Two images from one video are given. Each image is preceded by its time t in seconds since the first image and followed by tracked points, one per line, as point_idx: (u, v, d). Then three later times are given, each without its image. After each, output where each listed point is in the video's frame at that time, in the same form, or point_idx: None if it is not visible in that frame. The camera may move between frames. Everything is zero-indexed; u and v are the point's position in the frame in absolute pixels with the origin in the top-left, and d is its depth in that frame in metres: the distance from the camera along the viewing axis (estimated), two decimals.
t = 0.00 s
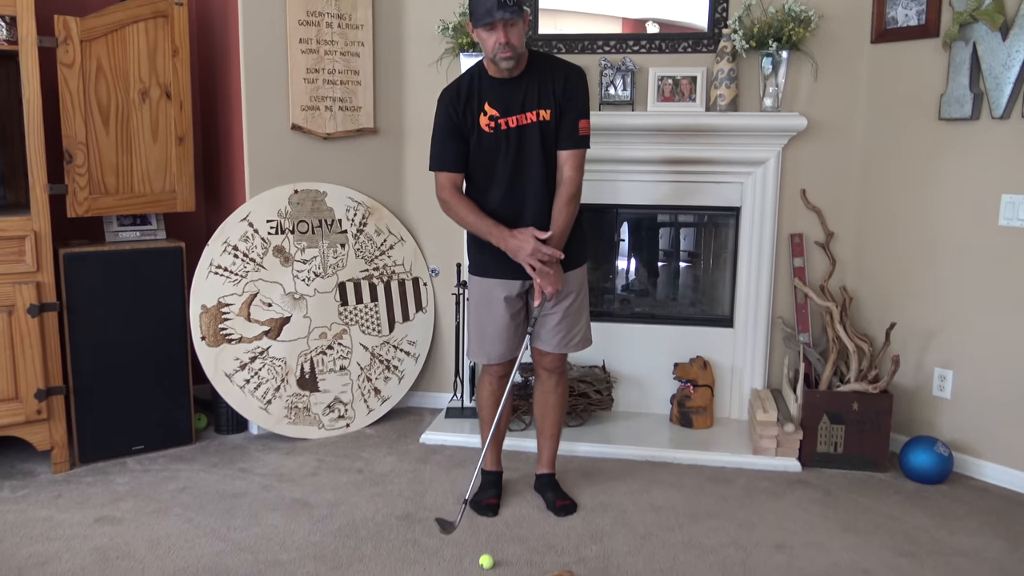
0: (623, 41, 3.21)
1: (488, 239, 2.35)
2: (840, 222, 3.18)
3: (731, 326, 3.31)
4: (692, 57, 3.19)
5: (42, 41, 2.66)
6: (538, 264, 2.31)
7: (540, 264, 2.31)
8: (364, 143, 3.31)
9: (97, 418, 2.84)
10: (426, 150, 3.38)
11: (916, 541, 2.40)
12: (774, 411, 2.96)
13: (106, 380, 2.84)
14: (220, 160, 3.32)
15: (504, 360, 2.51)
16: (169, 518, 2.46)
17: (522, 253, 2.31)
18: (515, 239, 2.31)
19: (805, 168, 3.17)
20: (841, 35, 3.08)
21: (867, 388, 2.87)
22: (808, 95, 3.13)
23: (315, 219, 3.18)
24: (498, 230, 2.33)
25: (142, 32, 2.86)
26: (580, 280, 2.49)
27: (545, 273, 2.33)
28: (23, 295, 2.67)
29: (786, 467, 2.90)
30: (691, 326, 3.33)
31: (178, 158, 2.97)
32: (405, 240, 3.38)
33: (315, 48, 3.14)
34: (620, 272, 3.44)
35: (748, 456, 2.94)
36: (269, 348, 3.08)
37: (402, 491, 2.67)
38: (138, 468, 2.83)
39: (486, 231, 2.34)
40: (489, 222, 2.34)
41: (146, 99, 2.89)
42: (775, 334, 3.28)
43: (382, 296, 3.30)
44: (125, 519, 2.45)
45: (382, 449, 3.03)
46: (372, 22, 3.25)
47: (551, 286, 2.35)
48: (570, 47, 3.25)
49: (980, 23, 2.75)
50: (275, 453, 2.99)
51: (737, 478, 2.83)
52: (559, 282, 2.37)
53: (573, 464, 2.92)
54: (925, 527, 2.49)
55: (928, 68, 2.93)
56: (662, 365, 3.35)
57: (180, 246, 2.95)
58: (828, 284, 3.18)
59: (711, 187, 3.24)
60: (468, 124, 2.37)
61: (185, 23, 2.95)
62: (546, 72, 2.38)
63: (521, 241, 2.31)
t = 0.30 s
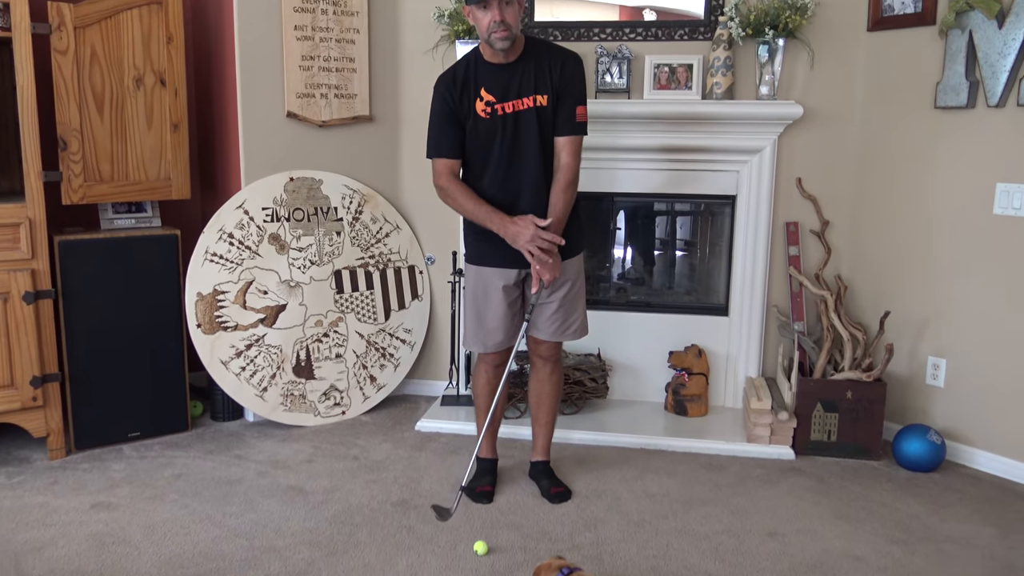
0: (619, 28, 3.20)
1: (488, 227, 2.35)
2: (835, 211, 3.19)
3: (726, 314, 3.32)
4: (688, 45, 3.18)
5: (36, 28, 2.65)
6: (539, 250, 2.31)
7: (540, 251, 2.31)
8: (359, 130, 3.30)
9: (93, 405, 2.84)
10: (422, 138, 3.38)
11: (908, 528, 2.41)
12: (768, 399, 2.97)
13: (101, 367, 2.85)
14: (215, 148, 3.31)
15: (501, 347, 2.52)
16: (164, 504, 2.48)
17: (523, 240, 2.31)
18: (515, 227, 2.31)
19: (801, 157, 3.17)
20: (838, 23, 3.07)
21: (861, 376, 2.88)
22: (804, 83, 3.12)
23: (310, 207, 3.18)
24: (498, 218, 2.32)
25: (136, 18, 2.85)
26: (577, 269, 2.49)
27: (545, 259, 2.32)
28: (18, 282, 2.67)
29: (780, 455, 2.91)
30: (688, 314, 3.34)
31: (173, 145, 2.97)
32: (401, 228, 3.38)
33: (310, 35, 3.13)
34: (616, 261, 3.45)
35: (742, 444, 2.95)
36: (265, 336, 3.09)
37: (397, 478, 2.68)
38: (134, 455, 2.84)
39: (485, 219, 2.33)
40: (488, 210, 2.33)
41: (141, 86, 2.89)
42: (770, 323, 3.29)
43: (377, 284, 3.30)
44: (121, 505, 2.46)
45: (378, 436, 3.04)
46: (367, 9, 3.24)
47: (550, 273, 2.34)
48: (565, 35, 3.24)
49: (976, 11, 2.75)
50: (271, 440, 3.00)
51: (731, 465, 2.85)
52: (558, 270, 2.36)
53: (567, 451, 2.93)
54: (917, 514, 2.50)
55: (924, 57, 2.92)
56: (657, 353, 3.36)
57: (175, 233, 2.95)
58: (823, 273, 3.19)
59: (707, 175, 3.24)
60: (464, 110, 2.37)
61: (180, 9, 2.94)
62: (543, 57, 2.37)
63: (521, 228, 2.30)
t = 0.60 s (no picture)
0: (614, 19, 3.20)
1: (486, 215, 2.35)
2: (829, 203, 3.20)
3: (719, 305, 3.33)
4: (683, 36, 3.18)
5: (28, 16, 2.63)
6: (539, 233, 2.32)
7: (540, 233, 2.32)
8: (354, 120, 3.29)
9: (87, 395, 2.84)
10: (416, 129, 3.37)
11: (899, 518, 2.43)
12: (762, 390, 2.98)
13: (96, 358, 2.84)
14: (209, 137, 3.30)
15: (496, 339, 2.53)
16: (160, 494, 2.48)
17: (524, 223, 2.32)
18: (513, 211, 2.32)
19: (795, 148, 3.17)
20: (833, 14, 3.07)
21: (854, 367, 2.89)
22: (799, 74, 3.12)
23: (304, 197, 3.17)
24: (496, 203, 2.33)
25: (130, 7, 2.83)
26: (572, 259, 2.49)
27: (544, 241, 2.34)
28: (11, 272, 2.66)
29: (773, 445, 2.93)
30: (682, 305, 3.35)
31: (167, 135, 2.96)
32: (395, 218, 3.37)
33: (304, 24, 3.11)
34: (611, 251, 3.45)
35: (736, 434, 2.96)
36: (259, 327, 3.08)
37: (392, 468, 2.69)
38: (128, 445, 2.84)
39: (483, 206, 2.34)
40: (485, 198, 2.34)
41: (134, 75, 2.87)
42: (763, 314, 3.31)
43: (372, 274, 3.30)
44: (116, 496, 2.46)
45: (372, 426, 3.04)
46: None
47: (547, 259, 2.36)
48: (560, 25, 3.23)
49: (971, 3, 2.75)
50: (266, 430, 3.00)
51: (724, 456, 2.86)
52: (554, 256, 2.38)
53: (562, 441, 2.94)
54: (908, 504, 2.52)
55: (919, 49, 2.93)
56: (652, 344, 3.37)
57: (169, 223, 2.94)
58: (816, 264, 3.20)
59: (701, 166, 3.25)
60: (459, 101, 2.37)
61: None
62: (537, 47, 2.37)
63: (520, 212, 2.31)
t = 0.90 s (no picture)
0: (613, 15, 3.19)
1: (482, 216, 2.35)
2: (827, 199, 3.20)
3: (718, 302, 3.33)
4: (682, 32, 3.18)
5: (26, 13, 2.63)
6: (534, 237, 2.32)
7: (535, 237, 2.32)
8: (353, 117, 3.29)
9: (86, 393, 2.84)
10: (415, 125, 3.37)
11: (898, 513, 2.44)
12: (761, 387, 2.99)
13: (95, 355, 2.84)
14: (208, 134, 3.30)
15: (495, 334, 2.52)
16: (159, 492, 2.48)
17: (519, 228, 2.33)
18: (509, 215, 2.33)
19: (794, 144, 3.17)
20: (830, 11, 3.07)
21: (853, 363, 2.90)
22: (797, 70, 3.12)
23: (303, 194, 3.17)
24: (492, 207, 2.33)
25: (127, 3, 2.83)
26: (571, 257, 2.49)
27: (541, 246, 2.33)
28: (10, 270, 2.66)
29: (772, 441, 2.93)
30: (681, 302, 3.35)
31: (165, 132, 2.95)
32: (394, 215, 3.37)
33: (302, 21, 3.11)
34: (609, 248, 3.45)
35: (734, 431, 2.97)
36: (258, 324, 3.08)
37: (391, 465, 2.69)
38: (128, 442, 2.84)
39: (480, 209, 2.34)
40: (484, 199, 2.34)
41: (132, 72, 2.87)
42: (762, 310, 3.31)
43: (371, 271, 3.30)
44: (116, 493, 2.46)
45: (372, 424, 3.05)
46: None
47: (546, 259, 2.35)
48: (559, 22, 3.22)
49: None
50: (265, 427, 3.01)
51: (723, 452, 2.87)
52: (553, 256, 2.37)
53: (561, 438, 2.94)
54: (907, 500, 2.53)
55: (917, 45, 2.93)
56: (651, 340, 3.37)
57: (168, 221, 2.94)
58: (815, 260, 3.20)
59: (700, 163, 3.24)
60: (456, 100, 2.36)
61: None
62: (535, 45, 2.37)
63: (517, 217, 2.32)
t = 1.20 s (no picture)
0: (614, 30, 3.21)
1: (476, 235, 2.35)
2: (827, 214, 3.21)
3: (718, 316, 3.34)
4: (682, 48, 3.19)
5: (30, 25, 2.64)
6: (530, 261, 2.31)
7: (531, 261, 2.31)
8: (354, 130, 3.30)
9: (85, 404, 2.84)
10: (416, 139, 3.38)
11: (897, 530, 2.43)
12: (760, 402, 2.99)
13: (94, 366, 2.84)
14: (209, 146, 3.31)
15: (492, 346, 2.52)
16: (157, 504, 2.48)
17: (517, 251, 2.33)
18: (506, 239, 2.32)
19: (794, 159, 3.19)
20: (830, 27, 3.09)
21: (852, 379, 2.90)
22: (797, 86, 3.14)
23: (304, 206, 3.18)
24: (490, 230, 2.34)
25: (131, 16, 2.84)
26: (570, 271, 2.50)
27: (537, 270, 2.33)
28: (10, 280, 2.67)
29: (771, 457, 2.93)
30: (680, 316, 3.35)
31: (167, 144, 2.96)
32: (394, 228, 3.38)
33: (305, 34, 3.12)
34: (609, 261, 3.46)
35: (734, 446, 2.96)
36: (258, 336, 3.08)
37: (390, 479, 2.69)
38: (126, 454, 2.83)
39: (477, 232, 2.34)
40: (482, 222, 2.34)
41: (135, 84, 2.88)
42: (762, 325, 3.31)
43: (371, 284, 3.31)
44: (114, 505, 2.46)
45: (370, 436, 3.04)
46: (362, 9, 3.24)
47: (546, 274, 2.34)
48: (560, 36, 3.24)
49: (968, 17, 2.77)
50: (264, 440, 3.00)
51: (722, 467, 2.86)
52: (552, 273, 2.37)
53: (560, 453, 2.94)
54: (906, 516, 2.52)
55: (916, 62, 2.94)
56: (650, 354, 3.37)
57: (169, 233, 2.95)
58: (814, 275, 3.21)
59: (700, 177, 3.26)
60: (457, 113, 2.37)
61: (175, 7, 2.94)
62: (537, 61, 2.38)
63: (506, 242, 2.31)
